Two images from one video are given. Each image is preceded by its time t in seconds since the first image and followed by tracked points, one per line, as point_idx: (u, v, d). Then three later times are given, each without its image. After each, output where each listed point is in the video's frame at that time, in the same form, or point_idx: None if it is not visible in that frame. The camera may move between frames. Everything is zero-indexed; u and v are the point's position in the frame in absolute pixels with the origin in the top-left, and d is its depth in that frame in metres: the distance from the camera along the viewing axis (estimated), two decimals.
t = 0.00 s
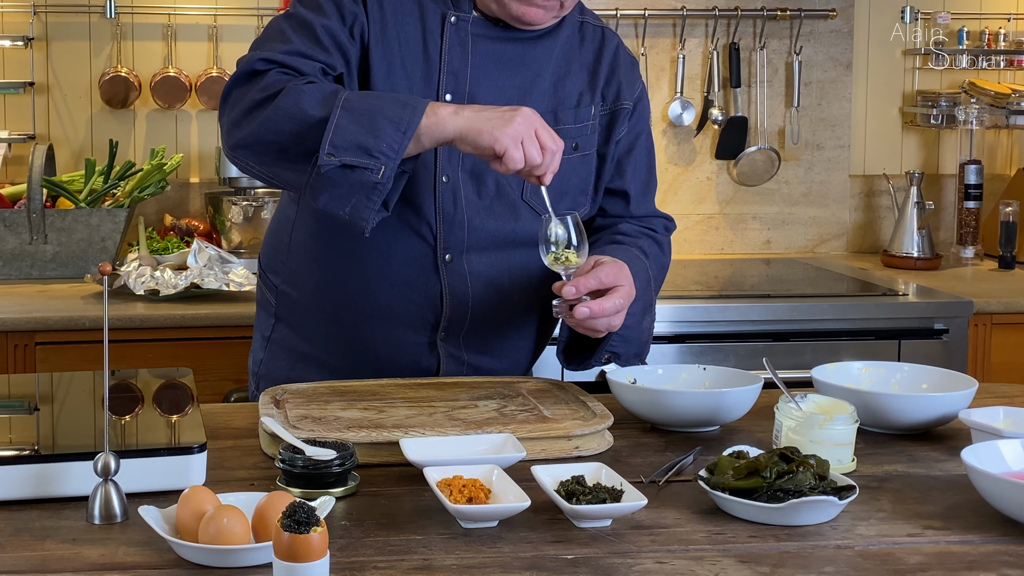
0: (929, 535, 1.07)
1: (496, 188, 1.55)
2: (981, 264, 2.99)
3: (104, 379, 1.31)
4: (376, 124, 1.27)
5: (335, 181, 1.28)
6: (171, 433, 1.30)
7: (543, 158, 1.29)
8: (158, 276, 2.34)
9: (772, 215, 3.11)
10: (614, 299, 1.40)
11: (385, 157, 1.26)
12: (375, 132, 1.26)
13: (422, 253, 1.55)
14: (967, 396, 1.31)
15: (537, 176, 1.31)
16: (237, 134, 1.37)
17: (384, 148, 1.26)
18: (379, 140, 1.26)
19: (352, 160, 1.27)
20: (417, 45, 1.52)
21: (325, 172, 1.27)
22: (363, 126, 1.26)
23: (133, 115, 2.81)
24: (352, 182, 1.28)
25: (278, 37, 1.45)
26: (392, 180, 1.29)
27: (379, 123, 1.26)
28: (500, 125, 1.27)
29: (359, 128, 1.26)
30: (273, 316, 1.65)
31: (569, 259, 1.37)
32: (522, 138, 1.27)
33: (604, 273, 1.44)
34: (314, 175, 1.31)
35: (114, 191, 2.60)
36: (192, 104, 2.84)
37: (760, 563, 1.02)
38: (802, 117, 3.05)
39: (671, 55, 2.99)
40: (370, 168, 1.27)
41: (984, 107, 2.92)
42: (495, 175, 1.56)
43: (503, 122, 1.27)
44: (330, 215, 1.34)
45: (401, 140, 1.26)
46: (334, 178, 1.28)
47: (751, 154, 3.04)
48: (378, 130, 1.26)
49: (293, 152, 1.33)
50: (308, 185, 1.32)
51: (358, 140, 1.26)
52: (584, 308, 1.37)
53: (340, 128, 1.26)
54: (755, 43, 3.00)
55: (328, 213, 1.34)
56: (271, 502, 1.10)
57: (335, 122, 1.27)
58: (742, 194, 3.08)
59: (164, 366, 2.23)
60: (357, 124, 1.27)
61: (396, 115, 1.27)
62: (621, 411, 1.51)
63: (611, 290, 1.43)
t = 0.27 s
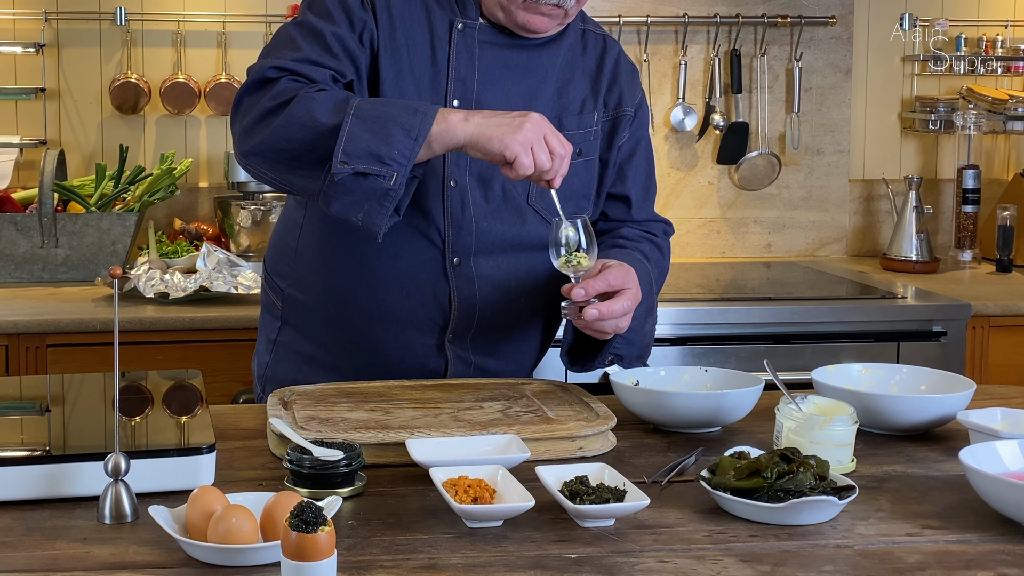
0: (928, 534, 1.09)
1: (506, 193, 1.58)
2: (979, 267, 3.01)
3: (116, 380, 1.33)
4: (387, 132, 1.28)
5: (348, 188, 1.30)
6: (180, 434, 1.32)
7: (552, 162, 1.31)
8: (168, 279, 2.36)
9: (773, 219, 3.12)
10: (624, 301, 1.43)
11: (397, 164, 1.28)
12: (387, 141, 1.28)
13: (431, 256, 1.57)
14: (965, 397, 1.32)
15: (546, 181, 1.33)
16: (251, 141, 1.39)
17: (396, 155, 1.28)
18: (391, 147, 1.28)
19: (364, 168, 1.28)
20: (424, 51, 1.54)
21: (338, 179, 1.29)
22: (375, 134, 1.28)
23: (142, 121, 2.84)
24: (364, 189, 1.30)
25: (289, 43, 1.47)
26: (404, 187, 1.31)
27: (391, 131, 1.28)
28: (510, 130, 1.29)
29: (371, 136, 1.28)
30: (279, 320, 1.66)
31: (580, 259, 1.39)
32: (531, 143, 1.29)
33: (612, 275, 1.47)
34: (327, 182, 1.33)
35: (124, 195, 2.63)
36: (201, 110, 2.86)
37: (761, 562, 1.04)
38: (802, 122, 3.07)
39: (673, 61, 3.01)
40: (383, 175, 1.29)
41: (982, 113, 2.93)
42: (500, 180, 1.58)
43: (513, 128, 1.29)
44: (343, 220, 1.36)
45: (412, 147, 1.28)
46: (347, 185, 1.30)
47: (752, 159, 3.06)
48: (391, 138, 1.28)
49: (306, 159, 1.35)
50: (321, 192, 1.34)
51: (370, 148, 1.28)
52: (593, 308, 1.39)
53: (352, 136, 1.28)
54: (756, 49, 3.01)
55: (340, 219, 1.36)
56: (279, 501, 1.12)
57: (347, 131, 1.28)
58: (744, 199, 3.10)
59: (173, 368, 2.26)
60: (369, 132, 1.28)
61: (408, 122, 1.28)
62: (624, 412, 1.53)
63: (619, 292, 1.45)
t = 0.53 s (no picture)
0: (926, 533, 1.11)
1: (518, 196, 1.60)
2: (977, 270, 3.03)
3: (125, 382, 1.35)
4: (407, 140, 1.30)
5: (370, 198, 1.32)
6: (189, 435, 1.34)
7: (572, 167, 1.33)
8: (178, 282, 2.39)
9: (774, 223, 3.14)
10: (640, 301, 1.45)
11: (418, 173, 1.30)
12: (408, 149, 1.30)
13: (444, 260, 1.59)
14: (963, 398, 1.34)
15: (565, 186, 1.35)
16: (272, 153, 1.40)
17: (418, 164, 1.30)
18: (412, 157, 1.30)
19: (386, 177, 1.30)
20: (435, 58, 1.55)
21: (361, 189, 1.31)
22: (395, 143, 1.30)
23: (152, 126, 2.87)
24: (386, 197, 1.32)
25: (304, 53, 1.48)
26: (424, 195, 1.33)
27: (411, 140, 1.30)
28: (530, 137, 1.31)
29: (393, 146, 1.30)
30: (290, 323, 1.68)
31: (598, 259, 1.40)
32: (551, 149, 1.31)
33: (629, 275, 1.49)
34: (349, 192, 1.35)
35: (133, 200, 2.65)
36: (209, 116, 2.89)
37: (761, 561, 1.06)
38: (802, 127, 3.09)
39: (675, 68, 3.03)
40: (404, 183, 1.31)
41: (979, 118, 2.97)
42: (511, 185, 1.60)
43: (532, 135, 1.31)
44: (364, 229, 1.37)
45: (433, 156, 1.31)
46: (369, 194, 1.32)
47: (753, 163, 3.08)
48: (411, 146, 1.30)
49: (328, 170, 1.36)
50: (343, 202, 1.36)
51: (392, 158, 1.30)
52: (612, 309, 1.42)
53: (373, 147, 1.30)
54: (757, 56, 3.04)
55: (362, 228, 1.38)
56: (286, 501, 1.14)
57: (367, 141, 1.30)
58: (744, 203, 3.12)
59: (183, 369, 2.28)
60: (390, 143, 1.30)
61: (427, 130, 1.30)
62: (627, 413, 1.55)
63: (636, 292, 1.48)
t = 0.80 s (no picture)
0: (924, 533, 1.12)
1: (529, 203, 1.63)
2: (975, 273, 3.06)
3: (135, 383, 1.37)
4: (425, 147, 1.32)
5: (389, 204, 1.34)
6: (198, 436, 1.36)
7: (587, 168, 1.36)
8: (186, 285, 2.41)
9: (775, 227, 3.16)
10: (659, 302, 1.48)
11: (436, 179, 1.33)
12: (425, 156, 1.32)
13: (458, 263, 1.61)
14: (962, 399, 1.36)
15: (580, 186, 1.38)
16: (291, 162, 1.42)
17: (435, 170, 1.32)
18: (429, 162, 1.32)
19: (404, 184, 1.32)
20: (448, 64, 1.58)
21: (380, 196, 1.33)
22: (414, 151, 1.32)
23: (161, 132, 2.90)
24: (403, 203, 1.34)
25: (319, 61, 1.49)
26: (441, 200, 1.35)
27: (428, 146, 1.32)
28: (545, 139, 1.33)
29: (409, 152, 1.32)
30: (301, 326, 1.69)
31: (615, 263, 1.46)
32: (566, 151, 1.34)
33: (648, 278, 1.52)
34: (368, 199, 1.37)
35: (143, 204, 2.68)
36: (217, 121, 2.92)
37: (762, 560, 1.07)
38: (802, 132, 3.11)
39: (677, 73, 3.05)
40: (421, 190, 1.33)
41: (977, 123, 2.99)
42: (522, 189, 1.62)
43: (547, 138, 1.34)
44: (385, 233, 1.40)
45: (450, 160, 1.32)
46: (389, 202, 1.34)
47: (754, 167, 3.10)
48: (429, 153, 1.32)
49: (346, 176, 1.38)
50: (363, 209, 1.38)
51: (410, 164, 1.32)
52: (633, 309, 1.44)
53: (391, 153, 1.32)
54: (757, 62, 3.06)
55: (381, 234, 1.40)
56: (294, 501, 1.16)
57: (385, 148, 1.32)
58: (745, 207, 3.14)
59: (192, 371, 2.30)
60: (407, 148, 1.32)
61: (444, 137, 1.32)
62: (629, 414, 1.57)
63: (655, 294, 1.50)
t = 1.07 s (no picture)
0: (923, 532, 1.14)
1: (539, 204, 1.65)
2: (973, 276, 3.08)
3: (145, 385, 1.39)
4: (413, 154, 1.33)
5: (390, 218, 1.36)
6: (207, 436, 1.38)
7: (579, 122, 1.33)
8: (195, 288, 2.43)
9: (775, 230, 3.19)
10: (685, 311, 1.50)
11: (431, 184, 1.34)
12: (415, 162, 1.33)
13: (475, 266, 1.62)
14: (960, 400, 1.37)
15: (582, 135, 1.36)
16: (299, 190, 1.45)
17: (429, 175, 1.34)
18: (421, 169, 1.34)
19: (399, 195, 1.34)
20: (461, 71, 1.58)
21: (379, 212, 1.36)
22: (404, 161, 1.34)
23: (171, 137, 2.93)
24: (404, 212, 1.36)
25: (322, 83, 1.50)
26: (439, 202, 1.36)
27: (416, 152, 1.33)
28: (527, 121, 1.30)
29: (401, 163, 1.34)
30: (315, 329, 1.70)
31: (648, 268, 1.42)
32: (551, 122, 1.31)
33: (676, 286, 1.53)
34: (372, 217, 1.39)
35: (153, 208, 2.71)
36: (226, 126, 2.95)
37: (763, 559, 1.09)
38: (803, 137, 3.13)
39: (679, 79, 3.08)
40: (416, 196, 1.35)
41: (976, 129, 2.99)
42: (536, 193, 1.65)
43: (528, 118, 1.30)
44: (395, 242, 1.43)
45: (442, 163, 1.34)
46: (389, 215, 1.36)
47: (755, 172, 3.12)
48: (419, 160, 1.33)
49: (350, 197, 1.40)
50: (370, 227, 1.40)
51: (403, 175, 1.34)
52: (661, 317, 1.47)
53: (383, 168, 1.34)
54: (758, 68, 3.09)
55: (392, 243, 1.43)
56: (301, 501, 1.18)
57: (377, 163, 1.34)
58: (746, 211, 3.16)
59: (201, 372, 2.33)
60: (398, 160, 1.34)
61: (431, 140, 1.33)
62: (632, 415, 1.58)
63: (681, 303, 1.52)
